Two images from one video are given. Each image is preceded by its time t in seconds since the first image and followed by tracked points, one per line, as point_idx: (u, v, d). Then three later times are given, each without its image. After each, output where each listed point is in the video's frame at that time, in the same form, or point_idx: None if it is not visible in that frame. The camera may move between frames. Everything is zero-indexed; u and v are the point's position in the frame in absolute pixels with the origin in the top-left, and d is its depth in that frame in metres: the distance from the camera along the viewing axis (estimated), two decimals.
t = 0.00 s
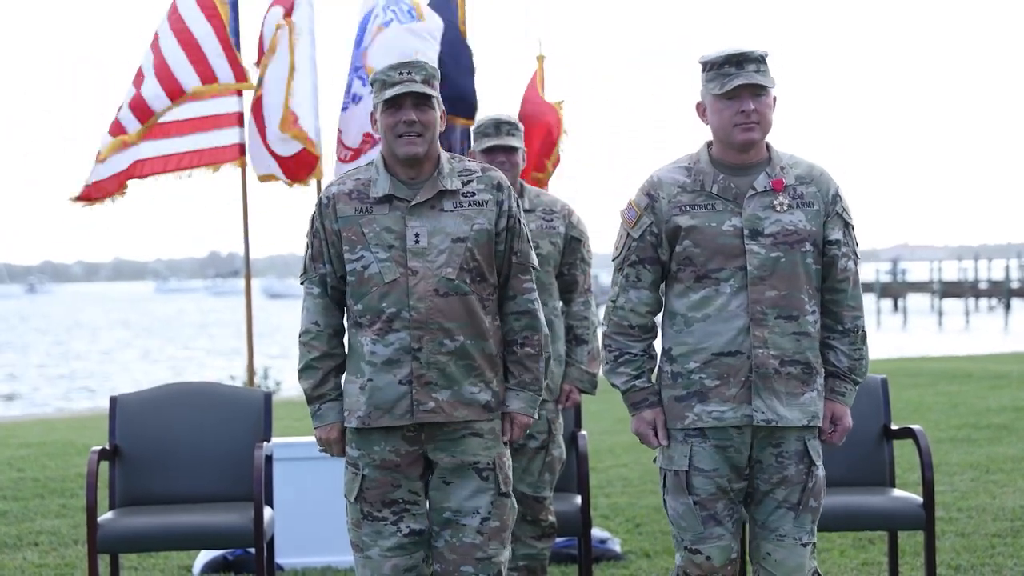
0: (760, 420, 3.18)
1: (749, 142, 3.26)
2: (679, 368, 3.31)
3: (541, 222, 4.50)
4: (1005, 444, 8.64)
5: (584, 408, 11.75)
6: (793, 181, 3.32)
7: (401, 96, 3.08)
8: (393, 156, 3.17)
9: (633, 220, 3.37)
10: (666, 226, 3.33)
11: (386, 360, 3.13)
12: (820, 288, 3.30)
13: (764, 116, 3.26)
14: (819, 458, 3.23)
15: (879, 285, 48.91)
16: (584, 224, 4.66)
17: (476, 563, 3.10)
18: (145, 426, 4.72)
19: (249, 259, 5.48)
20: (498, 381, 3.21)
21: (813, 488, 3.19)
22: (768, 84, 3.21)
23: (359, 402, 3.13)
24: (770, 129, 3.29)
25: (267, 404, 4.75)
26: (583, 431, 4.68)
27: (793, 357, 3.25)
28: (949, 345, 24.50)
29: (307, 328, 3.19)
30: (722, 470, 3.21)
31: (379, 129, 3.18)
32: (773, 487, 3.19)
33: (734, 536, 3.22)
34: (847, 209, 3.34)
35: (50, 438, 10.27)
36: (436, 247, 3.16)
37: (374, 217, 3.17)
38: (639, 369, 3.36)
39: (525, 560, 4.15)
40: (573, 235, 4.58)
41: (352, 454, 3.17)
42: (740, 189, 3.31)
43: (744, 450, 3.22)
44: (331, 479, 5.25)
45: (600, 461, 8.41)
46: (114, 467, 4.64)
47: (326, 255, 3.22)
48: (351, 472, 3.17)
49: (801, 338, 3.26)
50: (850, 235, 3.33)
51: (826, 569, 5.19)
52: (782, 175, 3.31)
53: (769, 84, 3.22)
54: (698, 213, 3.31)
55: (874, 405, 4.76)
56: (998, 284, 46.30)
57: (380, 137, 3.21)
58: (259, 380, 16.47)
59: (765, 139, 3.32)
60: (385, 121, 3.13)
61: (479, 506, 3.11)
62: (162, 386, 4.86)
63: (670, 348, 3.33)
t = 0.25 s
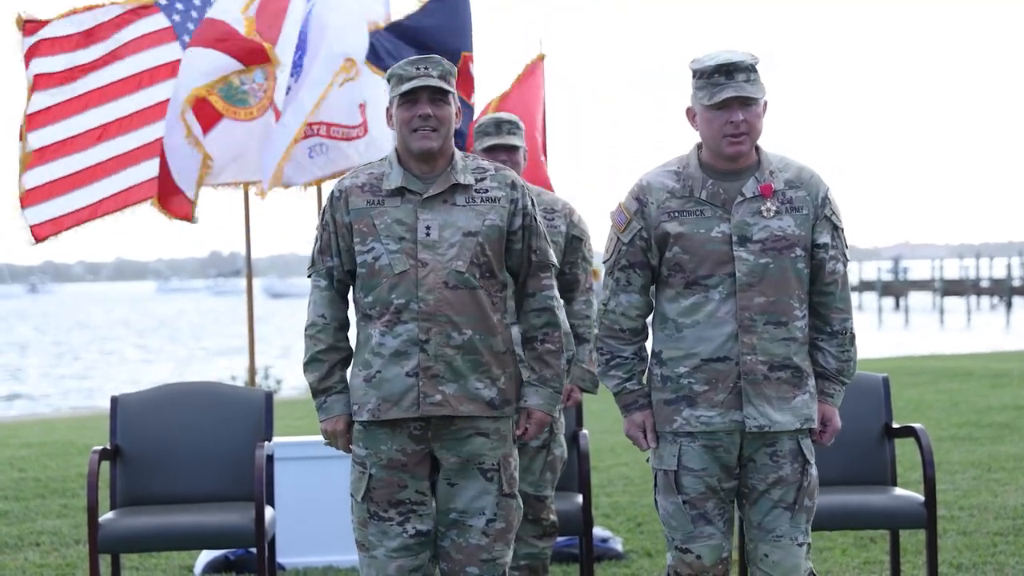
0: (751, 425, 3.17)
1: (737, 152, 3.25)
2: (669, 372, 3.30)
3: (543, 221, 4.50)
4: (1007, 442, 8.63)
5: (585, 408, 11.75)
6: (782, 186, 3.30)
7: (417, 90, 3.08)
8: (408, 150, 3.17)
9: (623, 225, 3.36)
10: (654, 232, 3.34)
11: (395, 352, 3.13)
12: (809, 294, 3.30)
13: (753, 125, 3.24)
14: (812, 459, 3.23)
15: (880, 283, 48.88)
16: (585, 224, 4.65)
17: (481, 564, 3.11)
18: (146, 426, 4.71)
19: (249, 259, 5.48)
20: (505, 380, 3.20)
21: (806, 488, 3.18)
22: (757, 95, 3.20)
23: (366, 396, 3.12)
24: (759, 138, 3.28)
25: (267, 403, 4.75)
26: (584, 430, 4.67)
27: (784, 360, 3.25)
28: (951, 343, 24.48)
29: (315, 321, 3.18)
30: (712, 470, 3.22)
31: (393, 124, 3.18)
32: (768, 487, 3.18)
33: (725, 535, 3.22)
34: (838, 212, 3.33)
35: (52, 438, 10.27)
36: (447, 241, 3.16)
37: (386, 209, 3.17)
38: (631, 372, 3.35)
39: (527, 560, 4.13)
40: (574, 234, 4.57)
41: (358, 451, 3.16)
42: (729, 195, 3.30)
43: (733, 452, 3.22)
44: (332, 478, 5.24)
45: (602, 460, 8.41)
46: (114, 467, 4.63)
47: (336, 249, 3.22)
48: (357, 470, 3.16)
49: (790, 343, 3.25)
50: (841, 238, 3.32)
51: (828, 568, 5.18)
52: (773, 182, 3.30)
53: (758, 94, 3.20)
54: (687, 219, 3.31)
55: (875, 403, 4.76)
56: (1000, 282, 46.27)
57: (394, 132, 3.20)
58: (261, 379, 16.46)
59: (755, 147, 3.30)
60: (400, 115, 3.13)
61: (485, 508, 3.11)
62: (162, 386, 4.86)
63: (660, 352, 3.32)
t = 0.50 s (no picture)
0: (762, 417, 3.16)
1: (733, 147, 3.25)
2: (677, 368, 3.30)
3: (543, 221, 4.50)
4: (1008, 441, 8.62)
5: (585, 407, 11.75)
6: (779, 180, 3.31)
7: (428, 88, 3.09)
8: (421, 149, 3.17)
9: (621, 224, 3.37)
10: (653, 229, 3.34)
11: (401, 353, 3.13)
12: (811, 286, 3.29)
13: (748, 120, 3.25)
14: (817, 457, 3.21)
15: (880, 283, 48.88)
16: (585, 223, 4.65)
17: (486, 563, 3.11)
18: (146, 427, 4.71)
19: (250, 259, 5.48)
20: (514, 382, 3.18)
21: (810, 486, 3.17)
22: (752, 89, 3.21)
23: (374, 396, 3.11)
24: (755, 133, 3.28)
25: (268, 404, 4.75)
26: (584, 430, 4.67)
27: (787, 353, 3.24)
28: (951, 343, 24.49)
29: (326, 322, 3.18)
30: (717, 469, 3.21)
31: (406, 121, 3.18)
32: (771, 485, 3.18)
33: (730, 534, 3.21)
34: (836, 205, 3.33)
35: (53, 439, 10.28)
36: (456, 242, 3.16)
37: (395, 210, 3.17)
38: (635, 371, 3.35)
39: (528, 560, 4.13)
40: (574, 233, 4.58)
41: (366, 452, 3.15)
42: (726, 189, 3.31)
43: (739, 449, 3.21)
44: (333, 478, 5.25)
45: (602, 460, 8.41)
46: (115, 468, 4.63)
47: (346, 250, 3.22)
48: (364, 471, 3.15)
49: (793, 334, 3.24)
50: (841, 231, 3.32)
51: (829, 568, 5.18)
52: (769, 176, 3.31)
53: (754, 89, 3.21)
54: (684, 215, 3.31)
55: (875, 402, 4.75)
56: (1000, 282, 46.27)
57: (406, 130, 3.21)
58: (261, 380, 16.47)
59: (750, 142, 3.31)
60: (411, 112, 3.14)
61: (490, 509, 3.11)
62: (163, 386, 4.86)
63: (665, 349, 3.32)
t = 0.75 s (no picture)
0: (761, 412, 3.18)
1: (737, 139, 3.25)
2: (682, 366, 3.30)
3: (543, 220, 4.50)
4: (1009, 442, 8.62)
5: (586, 407, 11.75)
6: (784, 174, 3.31)
7: (430, 88, 3.08)
8: (421, 148, 3.17)
9: (627, 221, 3.36)
10: (658, 225, 3.34)
11: (403, 352, 3.12)
12: (816, 281, 3.29)
13: (752, 113, 3.25)
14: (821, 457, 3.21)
15: (881, 283, 48.87)
16: (585, 222, 4.65)
17: (486, 563, 3.11)
18: (146, 426, 4.71)
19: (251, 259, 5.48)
20: (520, 381, 3.19)
21: (814, 485, 3.16)
22: (756, 81, 3.22)
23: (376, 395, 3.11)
24: (759, 126, 3.29)
25: (268, 402, 4.75)
26: (585, 429, 4.67)
27: (793, 349, 3.24)
28: (952, 343, 24.48)
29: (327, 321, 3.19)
30: (722, 469, 3.20)
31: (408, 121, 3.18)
32: (775, 485, 3.18)
33: (734, 534, 3.21)
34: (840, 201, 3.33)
35: (53, 437, 10.28)
36: (459, 242, 3.16)
37: (398, 210, 3.18)
38: (641, 370, 3.35)
39: (528, 559, 4.13)
40: (574, 232, 4.58)
41: (366, 450, 3.16)
42: (730, 184, 3.31)
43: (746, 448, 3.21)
44: (333, 477, 5.25)
45: (603, 460, 8.41)
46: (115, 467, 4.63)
47: (348, 250, 3.22)
48: (364, 469, 3.16)
49: (798, 330, 3.25)
50: (844, 227, 3.32)
51: (830, 568, 5.18)
52: (772, 170, 3.31)
53: (756, 81, 3.22)
54: (689, 210, 3.31)
55: (876, 402, 4.75)
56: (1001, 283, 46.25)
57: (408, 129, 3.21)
58: (262, 379, 16.47)
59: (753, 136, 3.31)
60: (413, 113, 3.14)
61: (491, 509, 3.11)
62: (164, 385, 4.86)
63: (670, 348, 3.32)
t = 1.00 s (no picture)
0: (772, 409, 3.16)
1: (745, 138, 3.26)
2: (687, 365, 3.30)
3: (545, 219, 4.49)
4: (1010, 442, 8.62)
5: (588, 407, 11.75)
6: (791, 174, 3.31)
7: (424, 88, 3.09)
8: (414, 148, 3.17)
9: (633, 218, 3.36)
10: (664, 224, 3.34)
11: (401, 352, 3.13)
12: (821, 281, 3.28)
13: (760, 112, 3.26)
14: (823, 456, 3.21)
15: (883, 283, 48.86)
16: (587, 221, 4.66)
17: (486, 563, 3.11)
18: (148, 423, 4.72)
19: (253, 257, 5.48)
20: (516, 380, 3.19)
21: (816, 484, 3.17)
22: (765, 81, 3.22)
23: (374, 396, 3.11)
24: (767, 125, 3.29)
25: (270, 401, 4.75)
26: (586, 428, 4.67)
27: (797, 348, 3.24)
28: (954, 343, 24.47)
29: (323, 325, 3.18)
30: (725, 468, 3.20)
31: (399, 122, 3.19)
32: (779, 484, 3.18)
33: (737, 534, 3.22)
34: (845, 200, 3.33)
35: (55, 436, 10.29)
36: (454, 241, 3.16)
37: (392, 211, 3.18)
38: (646, 368, 3.35)
39: (529, 559, 4.14)
40: (576, 231, 4.57)
41: (365, 451, 3.15)
42: (738, 182, 3.31)
43: (749, 448, 3.21)
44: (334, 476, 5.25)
45: (604, 459, 8.41)
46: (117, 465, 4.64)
47: (344, 252, 3.21)
48: (363, 470, 3.16)
49: (802, 329, 3.24)
50: (848, 227, 3.32)
51: (830, 568, 5.18)
52: (779, 169, 3.31)
53: (765, 81, 3.23)
54: (696, 207, 3.31)
55: (878, 402, 4.75)
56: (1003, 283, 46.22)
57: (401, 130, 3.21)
58: (264, 377, 16.47)
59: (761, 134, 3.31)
60: (406, 112, 3.13)
61: (490, 507, 3.12)
62: (166, 383, 4.87)
63: (676, 346, 3.33)
